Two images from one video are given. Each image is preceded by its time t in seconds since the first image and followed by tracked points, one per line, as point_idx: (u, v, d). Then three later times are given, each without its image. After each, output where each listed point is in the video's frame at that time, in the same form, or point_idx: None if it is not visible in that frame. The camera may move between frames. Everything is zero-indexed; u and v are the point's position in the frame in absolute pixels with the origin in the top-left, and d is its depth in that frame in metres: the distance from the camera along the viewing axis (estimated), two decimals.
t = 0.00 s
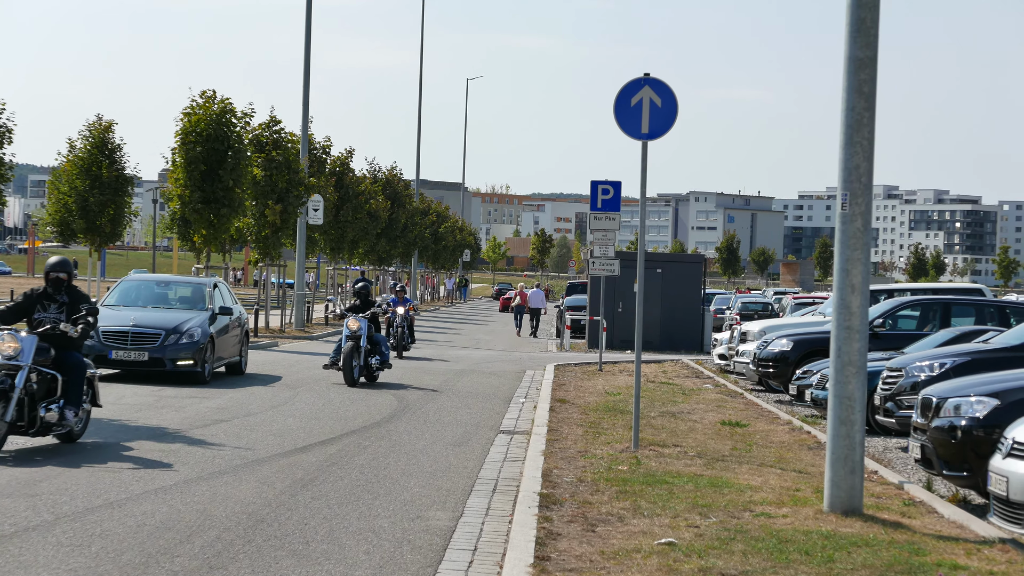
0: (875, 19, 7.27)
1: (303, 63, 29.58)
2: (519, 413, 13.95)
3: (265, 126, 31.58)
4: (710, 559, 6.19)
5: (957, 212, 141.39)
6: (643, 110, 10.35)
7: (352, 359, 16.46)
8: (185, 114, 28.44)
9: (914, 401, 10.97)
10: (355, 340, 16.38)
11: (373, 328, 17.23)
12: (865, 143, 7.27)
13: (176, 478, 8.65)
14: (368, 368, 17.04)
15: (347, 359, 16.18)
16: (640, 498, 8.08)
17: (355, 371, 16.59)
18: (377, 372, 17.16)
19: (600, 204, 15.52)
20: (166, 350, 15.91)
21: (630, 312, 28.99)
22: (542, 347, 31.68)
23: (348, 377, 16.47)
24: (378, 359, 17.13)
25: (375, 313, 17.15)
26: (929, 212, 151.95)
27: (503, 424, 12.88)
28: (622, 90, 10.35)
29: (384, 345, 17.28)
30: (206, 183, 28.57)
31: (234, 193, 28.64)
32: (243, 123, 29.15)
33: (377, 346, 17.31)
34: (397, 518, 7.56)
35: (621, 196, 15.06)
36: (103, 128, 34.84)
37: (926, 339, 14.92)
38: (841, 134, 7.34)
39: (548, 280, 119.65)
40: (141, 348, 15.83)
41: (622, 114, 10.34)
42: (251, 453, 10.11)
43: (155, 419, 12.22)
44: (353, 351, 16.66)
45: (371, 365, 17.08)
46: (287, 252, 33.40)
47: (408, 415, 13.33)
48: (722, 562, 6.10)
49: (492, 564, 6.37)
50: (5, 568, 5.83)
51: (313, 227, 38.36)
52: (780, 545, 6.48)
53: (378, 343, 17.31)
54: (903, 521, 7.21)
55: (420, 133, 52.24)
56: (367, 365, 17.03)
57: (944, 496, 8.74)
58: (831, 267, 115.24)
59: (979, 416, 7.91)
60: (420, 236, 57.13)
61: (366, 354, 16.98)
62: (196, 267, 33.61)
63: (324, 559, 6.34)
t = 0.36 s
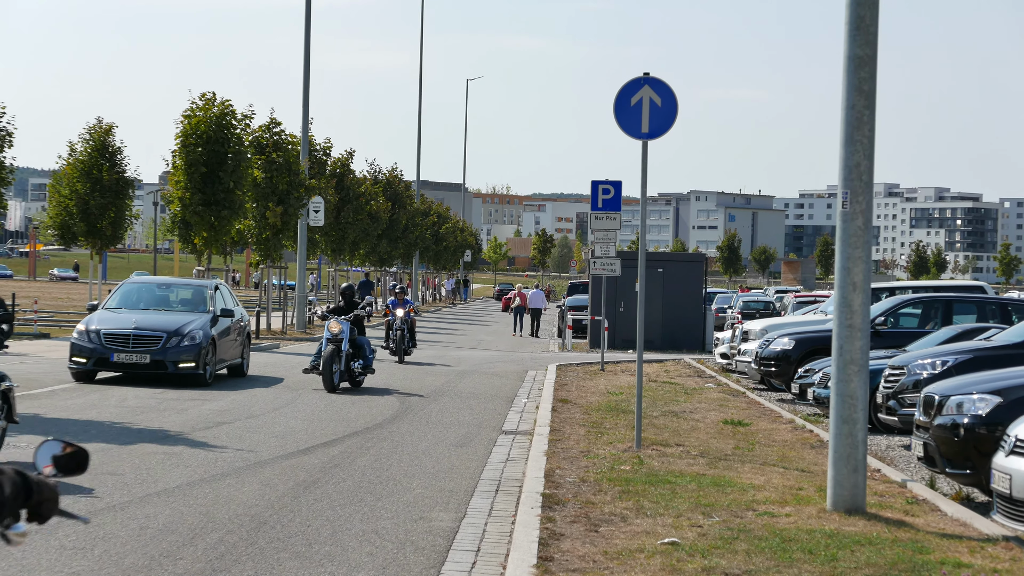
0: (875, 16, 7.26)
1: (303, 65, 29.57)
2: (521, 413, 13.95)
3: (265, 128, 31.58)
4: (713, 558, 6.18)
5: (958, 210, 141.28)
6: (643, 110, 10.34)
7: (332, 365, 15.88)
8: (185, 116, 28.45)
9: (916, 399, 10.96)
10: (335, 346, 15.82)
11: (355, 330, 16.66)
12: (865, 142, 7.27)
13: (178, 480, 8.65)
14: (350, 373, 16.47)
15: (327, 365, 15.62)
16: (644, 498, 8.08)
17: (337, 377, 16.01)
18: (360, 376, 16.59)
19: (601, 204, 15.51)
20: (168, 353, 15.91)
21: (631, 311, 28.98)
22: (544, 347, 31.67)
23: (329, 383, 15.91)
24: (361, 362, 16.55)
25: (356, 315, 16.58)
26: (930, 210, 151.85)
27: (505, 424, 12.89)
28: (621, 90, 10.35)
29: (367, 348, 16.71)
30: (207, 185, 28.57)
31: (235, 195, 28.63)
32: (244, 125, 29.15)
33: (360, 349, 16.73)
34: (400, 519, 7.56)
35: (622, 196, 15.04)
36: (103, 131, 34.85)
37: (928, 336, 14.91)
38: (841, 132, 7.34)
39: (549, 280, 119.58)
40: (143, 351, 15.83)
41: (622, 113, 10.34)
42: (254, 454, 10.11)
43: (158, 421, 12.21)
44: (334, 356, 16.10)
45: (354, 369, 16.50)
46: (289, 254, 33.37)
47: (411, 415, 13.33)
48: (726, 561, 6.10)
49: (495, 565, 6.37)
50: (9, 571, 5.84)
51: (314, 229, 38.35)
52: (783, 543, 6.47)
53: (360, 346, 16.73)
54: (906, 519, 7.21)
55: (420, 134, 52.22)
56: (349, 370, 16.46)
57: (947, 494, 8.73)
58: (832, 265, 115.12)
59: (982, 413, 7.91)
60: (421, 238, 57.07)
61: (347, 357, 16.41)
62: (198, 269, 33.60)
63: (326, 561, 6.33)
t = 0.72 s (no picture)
0: (874, 17, 7.26)
1: (302, 66, 29.57)
2: (520, 414, 13.96)
3: (264, 129, 31.58)
4: (712, 559, 6.18)
5: (957, 210, 141.28)
6: (642, 110, 10.34)
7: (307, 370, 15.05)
8: (184, 117, 28.44)
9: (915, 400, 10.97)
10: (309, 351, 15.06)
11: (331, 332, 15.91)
12: (864, 142, 7.27)
13: (177, 482, 8.64)
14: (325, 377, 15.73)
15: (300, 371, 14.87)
16: (642, 499, 8.08)
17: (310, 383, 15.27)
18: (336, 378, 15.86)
19: (600, 204, 15.51)
20: (166, 353, 15.86)
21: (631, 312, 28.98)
22: (544, 348, 31.69)
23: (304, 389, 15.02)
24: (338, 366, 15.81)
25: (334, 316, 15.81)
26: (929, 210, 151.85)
27: (504, 425, 12.90)
28: (620, 90, 10.35)
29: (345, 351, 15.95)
30: (206, 186, 28.56)
31: (234, 196, 28.63)
32: (243, 126, 29.15)
33: (337, 351, 15.97)
34: (398, 521, 7.56)
35: (621, 197, 15.03)
36: (102, 131, 34.87)
37: (927, 337, 14.90)
38: (839, 133, 7.33)
39: (548, 280, 119.55)
40: (142, 351, 15.83)
41: (620, 114, 10.33)
42: (252, 455, 10.11)
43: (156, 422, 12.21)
44: (308, 360, 15.19)
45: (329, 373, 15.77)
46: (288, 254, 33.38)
47: (410, 416, 13.34)
48: (724, 562, 6.10)
49: (493, 566, 6.37)
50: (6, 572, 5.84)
51: (313, 230, 38.37)
52: (781, 544, 6.47)
53: (338, 349, 15.96)
54: (905, 520, 7.20)
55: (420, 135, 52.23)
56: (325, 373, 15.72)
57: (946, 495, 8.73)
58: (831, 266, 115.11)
59: (981, 414, 7.91)
60: (419, 238, 57.04)
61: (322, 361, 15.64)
62: (197, 269, 33.60)
63: (324, 562, 6.33)
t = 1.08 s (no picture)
0: (903, 14, 7.24)
1: (330, 65, 29.63)
2: (549, 413, 13.98)
3: (292, 128, 31.65)
4: (742, 558, 6.17)
5: (987, 208, 140.72)
6: (670, 109, 10.33)
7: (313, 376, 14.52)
8: (212, 117, 28.52)
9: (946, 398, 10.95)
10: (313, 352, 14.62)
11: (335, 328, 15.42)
12: (893, 140, 7.24)
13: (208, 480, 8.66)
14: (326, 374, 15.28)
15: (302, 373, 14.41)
16: (672, 497, 8.07)
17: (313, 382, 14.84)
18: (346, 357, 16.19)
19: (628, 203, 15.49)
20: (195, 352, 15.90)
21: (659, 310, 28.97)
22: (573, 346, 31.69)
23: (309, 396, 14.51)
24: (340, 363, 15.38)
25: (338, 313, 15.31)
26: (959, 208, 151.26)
27: (533, 423, 12.90)
28: (648, 88, 10.33)
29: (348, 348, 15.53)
30: (235, 186, 28.65)
31: (262, 195, 28.69)
32: (271, 125, 29.22)
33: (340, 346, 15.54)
34: (428, 519, 7.56)
35: (649, 196, 15.01)
36: (131, 131, 34.99)
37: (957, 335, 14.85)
38: (868, 131, 7.31)
39: (576, 279, 119.51)
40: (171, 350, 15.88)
41: (649, 113, 10.32)
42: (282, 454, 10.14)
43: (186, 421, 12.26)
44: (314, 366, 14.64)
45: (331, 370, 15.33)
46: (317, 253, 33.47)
47: (438, 415, 13.37)
48: (754, 561, 6.09)
49: (523, 564, 6.36)
50: (40, 569, 5.87)
51: (341, 229, 38.45)
52: (811, 543, 6.46)
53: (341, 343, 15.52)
54: (935, 518, 7.18)
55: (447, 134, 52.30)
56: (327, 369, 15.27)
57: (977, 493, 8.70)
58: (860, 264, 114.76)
59: (1012, 412, 7.86)
60: (447, 237, 57.09)
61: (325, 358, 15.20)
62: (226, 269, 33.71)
63: (354, 561, 6.34)
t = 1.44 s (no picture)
0: (923, 11, 7.22)
1: (350, 64, 29.65)
2: (570, 411, 13.96)
3: (312, 127, 31.69)
4: (764, 556, 6.16)
5: (1010, 206, 140.15)
6: (690, 106, 10.31)
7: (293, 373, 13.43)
8: (232, 116, 28.58)
9: (967, 396, 10.93)
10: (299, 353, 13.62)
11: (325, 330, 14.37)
12: (914, 137, 7.23)
13: (228, 478, 8.68)
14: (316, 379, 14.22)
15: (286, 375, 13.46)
16: (693, 495, 8.07)
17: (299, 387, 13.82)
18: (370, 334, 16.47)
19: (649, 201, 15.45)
20: (218, 351, 15.96)
21: (679, 309, 28.95)
22: (593, 345, 31.67)
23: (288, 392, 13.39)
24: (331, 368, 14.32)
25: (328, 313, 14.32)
26: (981, 206, 150.90)
27: (555, 421, 12.90)
28: (668, 86, 10.32)
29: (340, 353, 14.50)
30: (255, 185, 28.68)
31: (283, 194, 28.71)
32: (291, 124, 29.24)
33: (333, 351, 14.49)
34: (449, 517, 7.57)
35: (668, 193, 14.98)
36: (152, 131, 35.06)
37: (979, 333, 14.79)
38: (889, 129, 7.29)
39: (596, 277, 119.36)
40: (192, 349, 15.91)
41: (669, 111, 10.30)
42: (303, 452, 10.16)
43: (208, 419, 12.28)
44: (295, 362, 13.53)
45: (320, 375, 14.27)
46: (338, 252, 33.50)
47: (459, 413, 13.37)
48: (776, 559, 6.08)
49: (544, 563, 6.36)
50: (62, 568, 5.88)
51: (361, 227, 38.48)
52: (833, 541, 6.44)
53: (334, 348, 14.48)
54: (958, 516, 7.16)
55: (468, 133, 52.28)
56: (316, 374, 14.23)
57: (998, 491, 8.66)
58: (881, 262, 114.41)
59: None
60: (468, 235, 57.07)
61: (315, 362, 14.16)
62: (246, 267, 33.72)
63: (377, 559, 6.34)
